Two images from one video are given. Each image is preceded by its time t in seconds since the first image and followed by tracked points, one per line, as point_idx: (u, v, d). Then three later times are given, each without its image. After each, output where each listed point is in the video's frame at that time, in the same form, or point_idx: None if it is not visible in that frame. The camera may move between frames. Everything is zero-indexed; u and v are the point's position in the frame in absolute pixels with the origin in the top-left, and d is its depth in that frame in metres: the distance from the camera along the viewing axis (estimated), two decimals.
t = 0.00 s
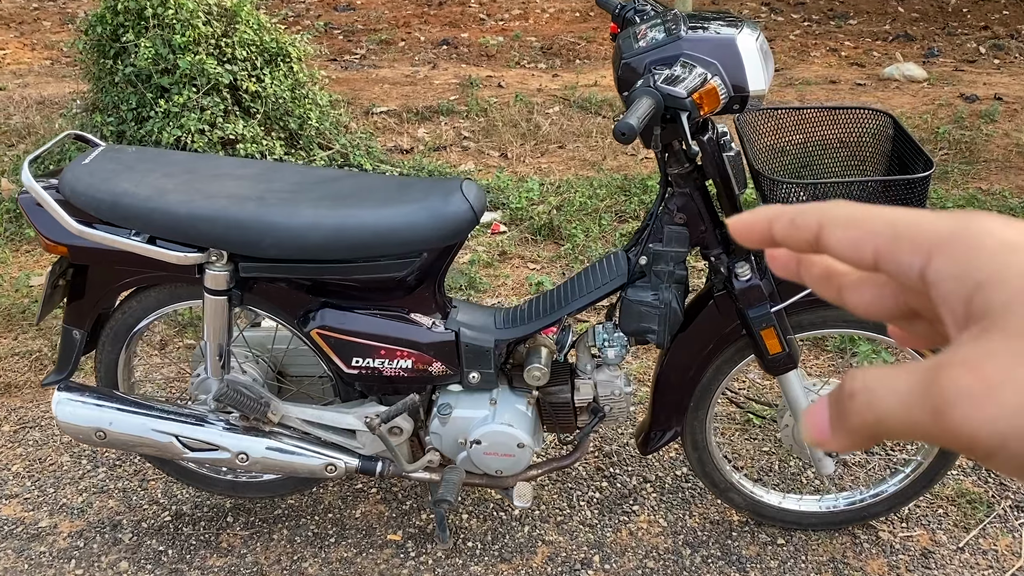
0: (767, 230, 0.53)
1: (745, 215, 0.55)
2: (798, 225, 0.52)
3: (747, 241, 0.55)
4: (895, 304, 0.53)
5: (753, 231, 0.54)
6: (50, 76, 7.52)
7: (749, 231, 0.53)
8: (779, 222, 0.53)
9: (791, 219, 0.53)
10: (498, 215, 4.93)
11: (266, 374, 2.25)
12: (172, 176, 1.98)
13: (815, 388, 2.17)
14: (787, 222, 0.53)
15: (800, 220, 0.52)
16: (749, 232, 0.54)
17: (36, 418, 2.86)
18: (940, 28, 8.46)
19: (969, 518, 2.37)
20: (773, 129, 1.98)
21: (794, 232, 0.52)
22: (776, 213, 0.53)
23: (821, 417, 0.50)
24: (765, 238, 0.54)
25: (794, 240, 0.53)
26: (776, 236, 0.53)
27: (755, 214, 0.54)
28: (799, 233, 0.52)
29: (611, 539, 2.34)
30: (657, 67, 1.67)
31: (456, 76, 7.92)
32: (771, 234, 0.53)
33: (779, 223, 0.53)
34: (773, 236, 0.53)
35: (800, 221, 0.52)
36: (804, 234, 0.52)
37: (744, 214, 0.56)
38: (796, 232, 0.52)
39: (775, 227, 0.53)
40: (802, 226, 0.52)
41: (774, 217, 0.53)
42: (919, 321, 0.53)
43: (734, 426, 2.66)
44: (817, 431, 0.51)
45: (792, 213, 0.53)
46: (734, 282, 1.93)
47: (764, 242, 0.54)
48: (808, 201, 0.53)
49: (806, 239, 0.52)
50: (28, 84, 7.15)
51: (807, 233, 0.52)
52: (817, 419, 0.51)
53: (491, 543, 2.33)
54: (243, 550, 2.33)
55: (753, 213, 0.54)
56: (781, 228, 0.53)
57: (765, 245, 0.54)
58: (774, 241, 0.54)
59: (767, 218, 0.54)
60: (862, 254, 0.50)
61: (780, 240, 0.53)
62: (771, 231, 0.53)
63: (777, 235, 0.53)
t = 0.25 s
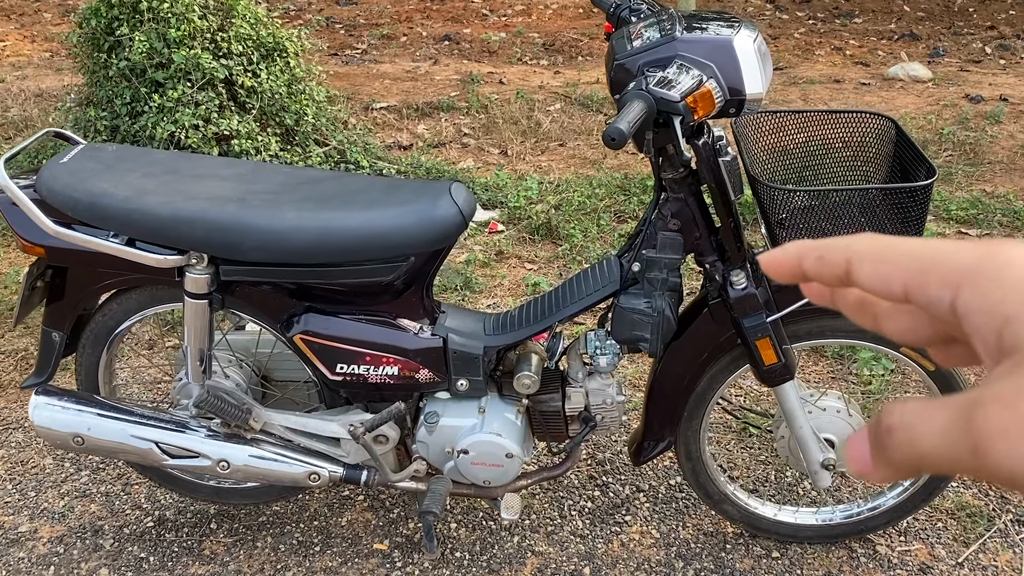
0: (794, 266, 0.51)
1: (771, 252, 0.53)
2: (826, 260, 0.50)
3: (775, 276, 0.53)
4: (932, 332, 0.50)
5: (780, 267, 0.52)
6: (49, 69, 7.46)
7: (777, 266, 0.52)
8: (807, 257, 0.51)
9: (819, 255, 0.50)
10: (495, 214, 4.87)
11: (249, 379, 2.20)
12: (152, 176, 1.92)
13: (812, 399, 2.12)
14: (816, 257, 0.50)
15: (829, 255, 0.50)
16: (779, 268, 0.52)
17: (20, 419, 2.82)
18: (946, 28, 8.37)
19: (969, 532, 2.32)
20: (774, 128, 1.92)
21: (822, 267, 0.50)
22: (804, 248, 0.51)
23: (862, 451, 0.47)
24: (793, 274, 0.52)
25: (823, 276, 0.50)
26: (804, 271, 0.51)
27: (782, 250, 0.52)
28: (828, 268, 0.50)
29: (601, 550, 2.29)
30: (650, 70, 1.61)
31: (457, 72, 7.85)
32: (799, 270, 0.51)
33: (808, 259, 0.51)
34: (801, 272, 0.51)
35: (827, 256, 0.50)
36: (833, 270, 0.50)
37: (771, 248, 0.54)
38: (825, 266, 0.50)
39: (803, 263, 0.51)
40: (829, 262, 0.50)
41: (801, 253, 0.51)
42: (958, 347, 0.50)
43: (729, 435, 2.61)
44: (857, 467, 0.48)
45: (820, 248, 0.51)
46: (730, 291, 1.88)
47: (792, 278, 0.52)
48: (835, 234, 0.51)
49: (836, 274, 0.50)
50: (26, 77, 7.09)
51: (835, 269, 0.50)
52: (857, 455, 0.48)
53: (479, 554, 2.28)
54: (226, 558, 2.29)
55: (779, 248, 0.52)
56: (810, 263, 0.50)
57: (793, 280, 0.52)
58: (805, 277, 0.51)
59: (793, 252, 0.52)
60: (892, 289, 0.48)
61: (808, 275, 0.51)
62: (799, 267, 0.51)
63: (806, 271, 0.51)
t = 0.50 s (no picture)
0: (863, 302, 0.63)
1: (844, 290, 0.64)
2: (892, 296, 0.61)
3: (850, 311, 0.64)
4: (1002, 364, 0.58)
5: (853, 302, 0.64)
6: (47, 63, 7.41)
7: (851, 306, 0.64)
8: (874, 294, 0.62)
9: (884, 292, 0.62)
10: (490, 215, 4.80)
11: (226, 387, 2.16)
12: (125, 181, 1.87)
13: (800, 413, 2.07)
14: (880, 294, 0.62)
15: (894, 293, 0.61)
16: (852, 304, 0.64)
17: None
18: (949, 29, 8.30)
19: (961, 549, 2.27)
20: (774, 129, 1.85)
21: (888, 303, 0.61)
22: (871, 287, 0.63)
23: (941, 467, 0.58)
24: (861, 308, 0.63)
25: (889, 311, 0.62)
26: (872, 305, 0.62)
27: (853, 288, 0.64)
28: (893, 303, 0.61)
29: (585, 564, 2.25)
30: (633, 77, 1.57)
31: (456, 70, 7.79)
32: (866, 305, 0.63)
33: (874, 296, 0.62)
34: (869, 307, 0.63)
35: (892, 293, 0.61)
36: (899, 304, 0.60)
37: (844, 287, 0.65)
38: (889, 302, 0.61)
39: (871, 298, 0.62)
40: (896, 299, 0.61)
41: (869, 291, 0.63)
42: None
43: (719, 445, 2.56)
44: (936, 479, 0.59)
45: (885, 287, 0.62)
46: (715, 304, 1.83)
47: (862, 312, 0.63)
48: (898, 275, 0.62)
49: (901, 309, 0.60)
50: (22, 71, 7.04)
51: (901, 304, 0.60)
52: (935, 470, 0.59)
53: (460, 567, 2.23)
54: (202, 569, 2.24)
55: (852, 287, 0.64)
56: (876, 299, 0.62)
57: (865, 315, 0.64)
58: (871, 311, 0.63)
59: (862, 291, 0.63)
60: (954, 322, 0.57)
61: (876, 310, 0.63)
62: (867, 302, 0.62)
63: (871, 306, 0.62)
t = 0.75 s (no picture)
0: (881, 298, 0.59)
1: (862, 285, 0.60)
2: (908, 292, 0.57)
3: (867, 307, 0.60)
4: None
5: (871, 299, 0.59)
6: (44, 56, 7.34)
7: (867, 299, 0.60)
8: (891, 290, 0.58)
9: (902, 288, 0.57)
10: (484, 214, 4.72)
11: (205, 392, 2.12)
12: (99, 182, 1.83)
13: (788, 424, 2.03)
14: (898, 290, 0.57)
15: (911, 288, 0.57)
16: (868, 300, 0.59)
17: None
18: (952, 30, 8.23)
19: (952, 563, 2.23)
20: (772, 130, 1.80)
21: (905, 299, 0.57)
22: (889, 282, 0.58)
23: (948, 470, 0.54)
24: (880, 304, 0.59)
25: (907, 307, 0.57)
26: (889, 302, 0.58)
27: (870, 285, 0.60)
28: (910, 299, 0.57)
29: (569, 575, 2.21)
30: (616, 81, 1.53)
31: (455, 67, 7.73)
32: (884, 301, 0.58)
33: (892, 292, 0.58)
34: (887, 302, 0.58)
35: (909, 288, 0.57)
36: (916, 300, 0.56)
37: (862, 283, 0.61)
38: (908, 298, 0.57)
39: (888, 296, 0.58)
40: (912, 294, 0.56)
41: (886, 287, 0.58)
42: None
43: (709, 453, 2.52)
44: (944, 486, 0.55)
45: (904, 281, 0.57)
46: (700, 312, 1.80)
47: (880, 308, 0.59)
48: (917, 269, 0.58)
49: (919, 305, 0.56)
50: (18, 65, 6.98)
51: (917, 300, 0.56)
52: (942, 474, 0.55)
53: None
54: None
55: (869, 284, 0.60)
56: (893, 295, 0.57)
57: (882, 310, 0.59)
58: (888, 307, 0.58)
59: (879, 288, 0.59)
60: (973, 317, 0.53)
61: (895, 306, 0.58)
62: (883, 298, 0.58)
63: (890, 302, 0.58)
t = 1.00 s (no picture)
0: (907, 304, 0.60)
1: (889, 291, 0.62)
2: (934, 299, 0.59)
3: (892, 312, 0.62)
4: None
5: (895, 303, 0.61)
6: (45, 51, 7.31)
7: (894, 305, 0.61)
8: (918, 296, 0.60)
9: (928, 294, 0.59)
10: (483, 213, 4.69)
11: (194, 389, 2.10)
12: (87, 176, 1.82)
13: (781, 426, 2.01)
14: (924, 297, 0.59)
15: (938, 293, 0.58)
16: (893, 304, 0.61)
17: None
18: (957, 30, 8.18)
19: (946, 567, 2.21)
20: (772, 129, 1.79)
21: (931, 305, 0.59)
22: (917, 288, 0.60)
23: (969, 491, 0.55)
24: (904, 308, 0.61)
25: (933, 312, 0.59)
26: (914, 308, 0.60)
27: (897, 289, 0.62)
28: (936, 306, 0.58)
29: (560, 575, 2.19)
30: (606, 77, 1.50)
31: (457, 64, 7.70)
32: (909, 306, 0.60)
33: (918, 298, 0.60)
34: (912, 308, 0.60)
35: (935, 295, 0.59)
36: (943, 307, 0.58)
37: (889, 287, 0.63)
38: (933, 304, 0.59)
39: (914, 301, 0.60)
40: (940, 300, 0.58)
41: (912, 294, 0.60)
42: None
43: (702, 454, 2.50)
44: (966, 502, 0.56)
45: (931, 287, 0.59)
46: (692, 312, 1.79)
47: (904, 313, 0.61)
48: (944, 277, 0.60)
49: (946, 313, 0.58)
50: (19, 59, 6.96)
51: (945, 306, 0.58)
52: (963, 493, 0.56)
53: None
54: (167, 573, 2.19)
55: (896, 289, 0.62)
56: (920, 301, 0.59)
57: (907, 316, 0.61)
58: (913, 312, 0.60)
59: (905, 293, 0.61)
60: (1003, 327, 0.55)
61: (919, 313, 0.60)
62: (909, 304, 0.60)
63: (916, 308, 0.60)
